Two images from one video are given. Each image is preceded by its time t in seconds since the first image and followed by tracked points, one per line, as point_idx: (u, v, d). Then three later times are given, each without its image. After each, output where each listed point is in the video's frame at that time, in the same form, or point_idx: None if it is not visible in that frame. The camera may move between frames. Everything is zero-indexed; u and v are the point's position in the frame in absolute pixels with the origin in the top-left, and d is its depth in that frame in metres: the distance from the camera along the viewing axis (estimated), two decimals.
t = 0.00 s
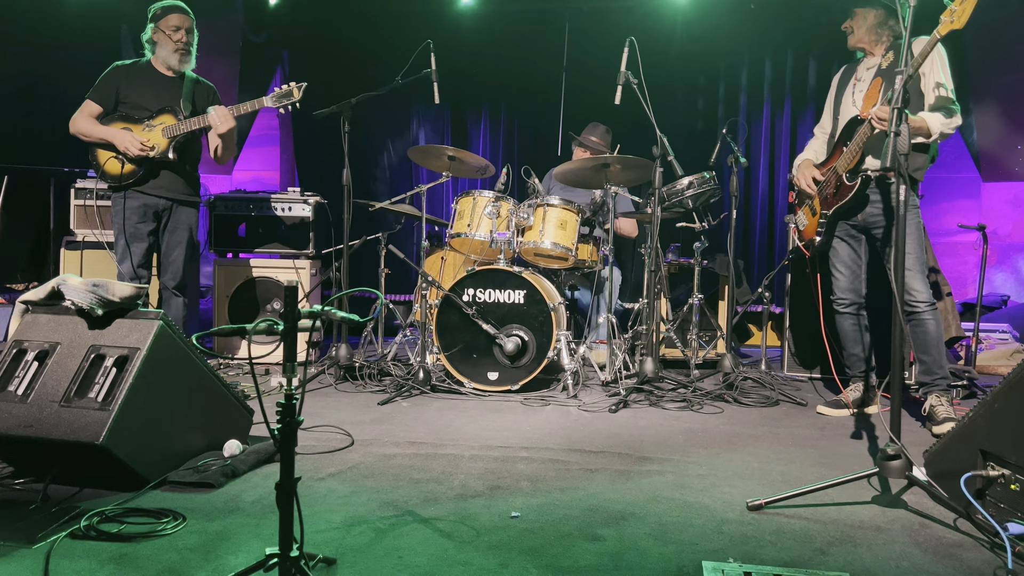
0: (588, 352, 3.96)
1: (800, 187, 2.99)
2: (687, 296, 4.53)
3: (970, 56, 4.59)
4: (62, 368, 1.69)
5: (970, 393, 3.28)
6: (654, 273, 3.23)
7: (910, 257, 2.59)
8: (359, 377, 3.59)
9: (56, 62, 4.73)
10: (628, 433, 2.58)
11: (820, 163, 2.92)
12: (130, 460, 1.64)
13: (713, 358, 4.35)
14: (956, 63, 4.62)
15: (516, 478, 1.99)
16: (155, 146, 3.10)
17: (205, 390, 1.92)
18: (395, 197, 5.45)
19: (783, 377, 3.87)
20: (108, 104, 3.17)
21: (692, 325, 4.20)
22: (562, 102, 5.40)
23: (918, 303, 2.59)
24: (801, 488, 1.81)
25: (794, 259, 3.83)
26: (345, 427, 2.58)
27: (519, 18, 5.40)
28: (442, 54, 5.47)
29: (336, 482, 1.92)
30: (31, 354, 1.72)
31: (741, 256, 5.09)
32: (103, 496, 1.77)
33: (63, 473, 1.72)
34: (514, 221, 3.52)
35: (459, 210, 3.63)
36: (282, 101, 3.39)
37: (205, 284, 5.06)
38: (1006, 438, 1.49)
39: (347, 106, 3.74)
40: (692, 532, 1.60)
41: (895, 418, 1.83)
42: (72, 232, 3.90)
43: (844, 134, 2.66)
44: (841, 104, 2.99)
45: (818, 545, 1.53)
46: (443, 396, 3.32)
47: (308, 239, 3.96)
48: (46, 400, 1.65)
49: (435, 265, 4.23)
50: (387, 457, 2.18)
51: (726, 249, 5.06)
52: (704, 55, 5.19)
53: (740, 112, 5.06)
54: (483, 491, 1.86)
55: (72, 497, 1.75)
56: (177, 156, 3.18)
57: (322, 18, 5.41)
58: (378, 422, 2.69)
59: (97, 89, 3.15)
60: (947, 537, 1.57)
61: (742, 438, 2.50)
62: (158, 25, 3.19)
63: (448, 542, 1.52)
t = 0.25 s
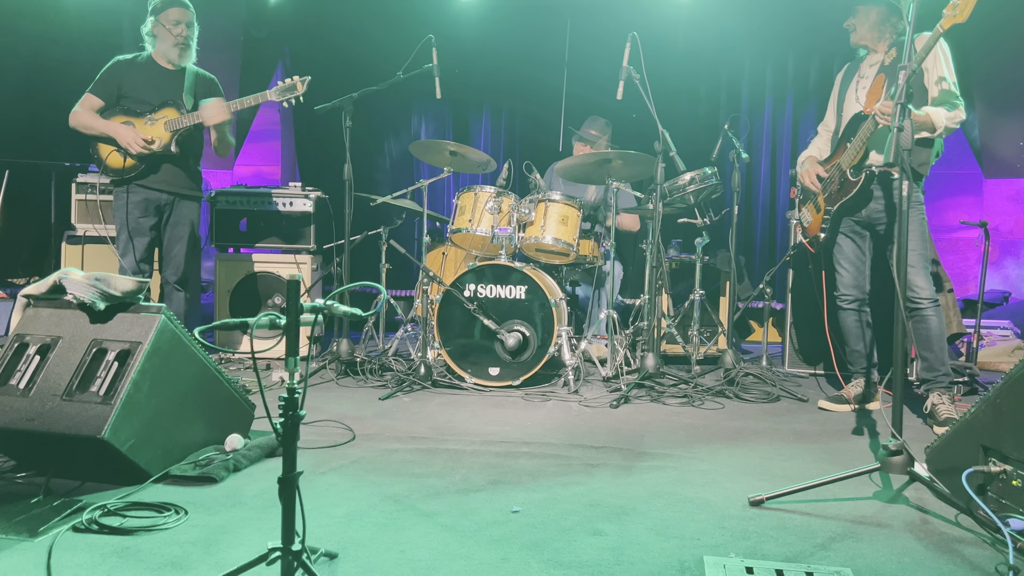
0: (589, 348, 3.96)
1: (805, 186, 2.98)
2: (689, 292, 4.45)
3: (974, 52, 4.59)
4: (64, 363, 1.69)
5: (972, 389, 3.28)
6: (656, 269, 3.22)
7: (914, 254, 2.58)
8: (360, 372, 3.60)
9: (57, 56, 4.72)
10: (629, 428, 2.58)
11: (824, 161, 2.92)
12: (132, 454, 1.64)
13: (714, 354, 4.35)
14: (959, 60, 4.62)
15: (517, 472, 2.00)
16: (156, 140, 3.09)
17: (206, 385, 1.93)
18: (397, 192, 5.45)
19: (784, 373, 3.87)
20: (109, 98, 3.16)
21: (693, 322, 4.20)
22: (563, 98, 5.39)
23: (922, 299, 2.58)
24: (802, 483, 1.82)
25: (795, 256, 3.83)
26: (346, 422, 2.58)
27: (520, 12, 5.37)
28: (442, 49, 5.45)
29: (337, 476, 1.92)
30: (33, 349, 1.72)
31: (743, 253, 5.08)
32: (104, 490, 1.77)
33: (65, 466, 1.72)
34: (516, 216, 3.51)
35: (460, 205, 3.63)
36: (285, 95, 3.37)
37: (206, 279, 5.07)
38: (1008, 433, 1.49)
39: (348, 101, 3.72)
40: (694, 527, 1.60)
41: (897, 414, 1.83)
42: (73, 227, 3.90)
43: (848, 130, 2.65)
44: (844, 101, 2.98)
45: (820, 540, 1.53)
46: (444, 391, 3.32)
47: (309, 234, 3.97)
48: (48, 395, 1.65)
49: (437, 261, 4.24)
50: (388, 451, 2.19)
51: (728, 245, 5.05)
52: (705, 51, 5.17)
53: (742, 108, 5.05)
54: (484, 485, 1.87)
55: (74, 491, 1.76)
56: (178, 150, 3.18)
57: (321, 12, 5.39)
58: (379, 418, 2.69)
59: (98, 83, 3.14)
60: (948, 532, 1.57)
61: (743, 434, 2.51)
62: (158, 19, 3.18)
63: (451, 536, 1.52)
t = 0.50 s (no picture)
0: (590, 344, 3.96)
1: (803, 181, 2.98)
2: (689, 289, 4.53)
3: (975, 48, 4.58)
4: (64, 358, 1.69)
5: (971, 385, 3.28)
6: (656, 265, 3.22)
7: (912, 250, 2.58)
8: (360, 368, 3.60)
9: (56, 51, 4.70)
10: (629, 424, 2.59)
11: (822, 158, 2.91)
12: (132, 449, 1.64)
13: (714, 350, 4.35)
14: (960, 56, 4.61)
15: (517, 468, 2.00)
16: (157, 136, 3.09)
17: (207, 380, 1.93)
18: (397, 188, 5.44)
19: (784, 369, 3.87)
20: (110, 93, 3.16)
21: (693, 318, 4.20)
22: (564, 93, 5.38)
23: (921, 295, 2.58)
24: (802, 479, 1.82)
25: (796, 252, 3.82)
26: (347, 417, 2.58)
27: (520, 7, 5.36)
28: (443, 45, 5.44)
29: (338, 472, 1.92)
30: (33, 344, 1.72)
31: (743, 249, 5.08)
32: (105, 485, 1.77)
33: (65, 462, 1.73)
34: (516, 213, 3.51)
35: (460, 201, 3.63)
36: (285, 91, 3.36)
37: (206, 275, 5.07)
38: (1008, 429, 1.49)
39: (349, 97, 3.70)
40: (693, 523, 1.60)
41: (897, 410, 1.83)
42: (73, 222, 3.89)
43: (846, 125, 2.64)
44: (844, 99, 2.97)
45: (819, 536, 1.53)
46: (444, 387, 3.33)
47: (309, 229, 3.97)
48: (48, 390, 1.65)
49: (437, 256, 4.24)
50: (388, 447, 2.19)
51: (728, 241, 5.05)
52: (706, 46, 5.16)
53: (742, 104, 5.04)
54: (484, 481, 1.87)
55: (74, 486, 1.76)
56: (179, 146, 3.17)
57: (321, 7, 5.37)
58: (379, 413, 2.69)
59: (99, 79, 3.14)
60: (947, 529, 1.58)
61: (743, 430, 2.51)
62: (158, 16, 3.17)
63: (450, 532, 1.52)
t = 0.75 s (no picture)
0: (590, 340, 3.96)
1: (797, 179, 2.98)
2: (688, 285, 4.54)
3: (973, 45, 4.53)
4: (64, 354, 1.69)
5: (971, 381, 3.28)
6: (656, 261, 3.22)
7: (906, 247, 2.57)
8: (360, 364, 3.60)
9: (54, 47, 4.69)
10: (629, 420, 2.59)
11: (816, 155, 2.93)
12: (132, 445, 1.64)
13: (714, 346, 4.36)
14: (959, 52, 4.56)
15: (517, 464, 2.00)
16: (156, 132, 3.08)
17: (206, 377, 1.93)
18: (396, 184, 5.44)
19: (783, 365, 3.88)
20: (108, 89, 3.14)
21: (692, 314, 4.20)
22: (563, 90, 5.38)
23: (915, 293, 2.58)
24: (802, 475, 1.82)
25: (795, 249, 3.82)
26: (347, 414, 2.59)
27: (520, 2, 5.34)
28: (442, 41, 5.43)
29: (338, 468, 1.93)
30: (33, 340, 1.72)
31: (742, 245, 5.08)
32: (105, 481, 1.77)
33: (65, 458, 1.73)
34: (516, 209, 3.50)
35: (460, 197, 3.61)
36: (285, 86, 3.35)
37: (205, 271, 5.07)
38: (1007, 425, 1.49)
39: (348, 93, 3.69)
40: (693, 519, 1.60)
41: (896, 406, 1.83)
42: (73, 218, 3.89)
43: (840, 120, 2.67)
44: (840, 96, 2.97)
45: (818, 532, 1.53)
46: (444, 383, 3.33)
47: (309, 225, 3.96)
48: (48, 385, 1.65)
49: (437, 253, 4.24)
50: (388, 443, 2.19)
51: (728, 237, 5.06)
52: (706, 43, 5.14)
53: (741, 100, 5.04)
54: (484, 477, 1.87)
55: (74, 482, 1.76)
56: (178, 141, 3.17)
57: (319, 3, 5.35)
58: (379, 409, 2.69)
59: (97, 74, 3.12)
60: (946, 524, 1.58)
61: (742, 426, 2.51)
62: (156, 11, 3.17)
63: (450, 527, 1.53)
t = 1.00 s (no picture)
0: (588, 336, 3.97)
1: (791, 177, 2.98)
2: (686, 282, 4.56)
3: (973, 40, 4.54)
4: (62, 351, 1.68)
5: (968, 377, 3.29)
6: (654, 258, 3.22)
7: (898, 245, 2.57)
8: (358, 361, 3.60)
9: (51, 43, 4.67)
10: (627, 417, 2.59)
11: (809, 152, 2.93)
12: (130, 442, 1.64)
13: (712, 343, 4.36)
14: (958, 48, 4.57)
15: (515, 460, 2.00)
16: (153, 128, 3.08)
17: (204, 374, 1.93)
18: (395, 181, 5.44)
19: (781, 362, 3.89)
20: (105, 85, 3.14)
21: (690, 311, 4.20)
22: (562, 86, 5.37)
23: (909, 290, 2.58)
24: (800, 471, 1.82)
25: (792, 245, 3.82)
26: (345, 410, 2.59)
27: None
28: (440, 37, 5.42)
29: (336, 465, 1.92)
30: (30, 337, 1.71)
31: (740, 241, 5.09)
32: (103, 478, 1.77)
33: (63, 456, 1.72)
34: (514, 205, 3.49)
35: (458, 193, 3.61)
36: (282, 83, 3.34)
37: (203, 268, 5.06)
38: (1004, 421, 1.49)
39: (346, 89, 3.66)
40: (691, 515, 1.61)
41: (894, 403, 1.83)
42: (71, 215, 3.88)
43: (834, 118, 2.68)
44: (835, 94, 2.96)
45: (817, 528, 1.53)
46: (443, 380, 3.33)
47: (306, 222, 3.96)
48: (45, 383, 1.64)
49: (435, 249, 4.23)
50: (387, 440, 2.19)
51: (726, 234, 5.06)
52: (704, 39, 5.13)
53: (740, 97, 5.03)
54: (482, 474, 1.87)
55: (72, 480, 1.76)
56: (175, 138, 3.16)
57: None
58: (377, 406, 2.69)
59: (94, 70, 3.11)
60: (944, 521, 1.58)
61: (740, 422, 2.51)
62: (153, 7, 3.15)
63: (448, 524, 1.53)
